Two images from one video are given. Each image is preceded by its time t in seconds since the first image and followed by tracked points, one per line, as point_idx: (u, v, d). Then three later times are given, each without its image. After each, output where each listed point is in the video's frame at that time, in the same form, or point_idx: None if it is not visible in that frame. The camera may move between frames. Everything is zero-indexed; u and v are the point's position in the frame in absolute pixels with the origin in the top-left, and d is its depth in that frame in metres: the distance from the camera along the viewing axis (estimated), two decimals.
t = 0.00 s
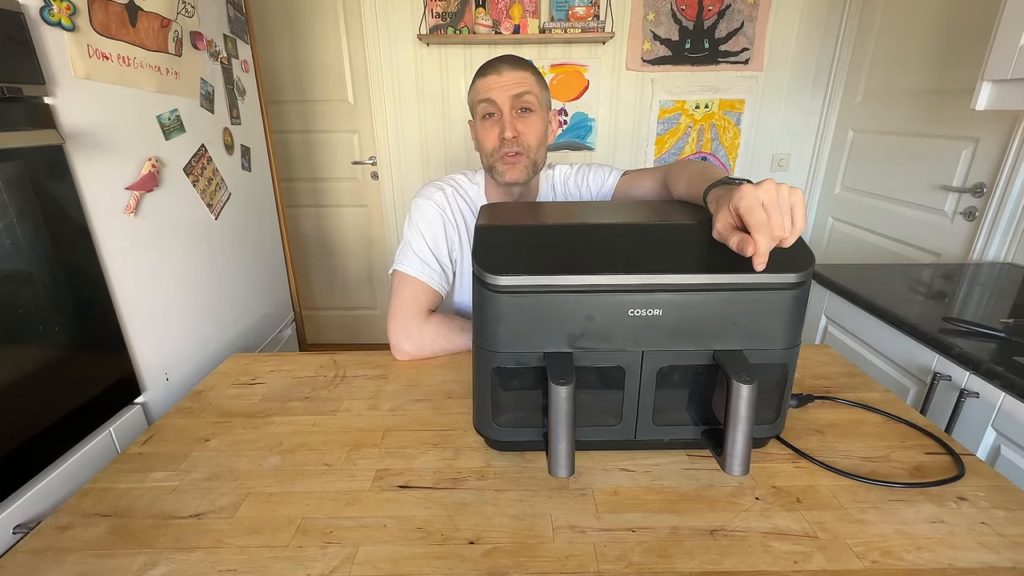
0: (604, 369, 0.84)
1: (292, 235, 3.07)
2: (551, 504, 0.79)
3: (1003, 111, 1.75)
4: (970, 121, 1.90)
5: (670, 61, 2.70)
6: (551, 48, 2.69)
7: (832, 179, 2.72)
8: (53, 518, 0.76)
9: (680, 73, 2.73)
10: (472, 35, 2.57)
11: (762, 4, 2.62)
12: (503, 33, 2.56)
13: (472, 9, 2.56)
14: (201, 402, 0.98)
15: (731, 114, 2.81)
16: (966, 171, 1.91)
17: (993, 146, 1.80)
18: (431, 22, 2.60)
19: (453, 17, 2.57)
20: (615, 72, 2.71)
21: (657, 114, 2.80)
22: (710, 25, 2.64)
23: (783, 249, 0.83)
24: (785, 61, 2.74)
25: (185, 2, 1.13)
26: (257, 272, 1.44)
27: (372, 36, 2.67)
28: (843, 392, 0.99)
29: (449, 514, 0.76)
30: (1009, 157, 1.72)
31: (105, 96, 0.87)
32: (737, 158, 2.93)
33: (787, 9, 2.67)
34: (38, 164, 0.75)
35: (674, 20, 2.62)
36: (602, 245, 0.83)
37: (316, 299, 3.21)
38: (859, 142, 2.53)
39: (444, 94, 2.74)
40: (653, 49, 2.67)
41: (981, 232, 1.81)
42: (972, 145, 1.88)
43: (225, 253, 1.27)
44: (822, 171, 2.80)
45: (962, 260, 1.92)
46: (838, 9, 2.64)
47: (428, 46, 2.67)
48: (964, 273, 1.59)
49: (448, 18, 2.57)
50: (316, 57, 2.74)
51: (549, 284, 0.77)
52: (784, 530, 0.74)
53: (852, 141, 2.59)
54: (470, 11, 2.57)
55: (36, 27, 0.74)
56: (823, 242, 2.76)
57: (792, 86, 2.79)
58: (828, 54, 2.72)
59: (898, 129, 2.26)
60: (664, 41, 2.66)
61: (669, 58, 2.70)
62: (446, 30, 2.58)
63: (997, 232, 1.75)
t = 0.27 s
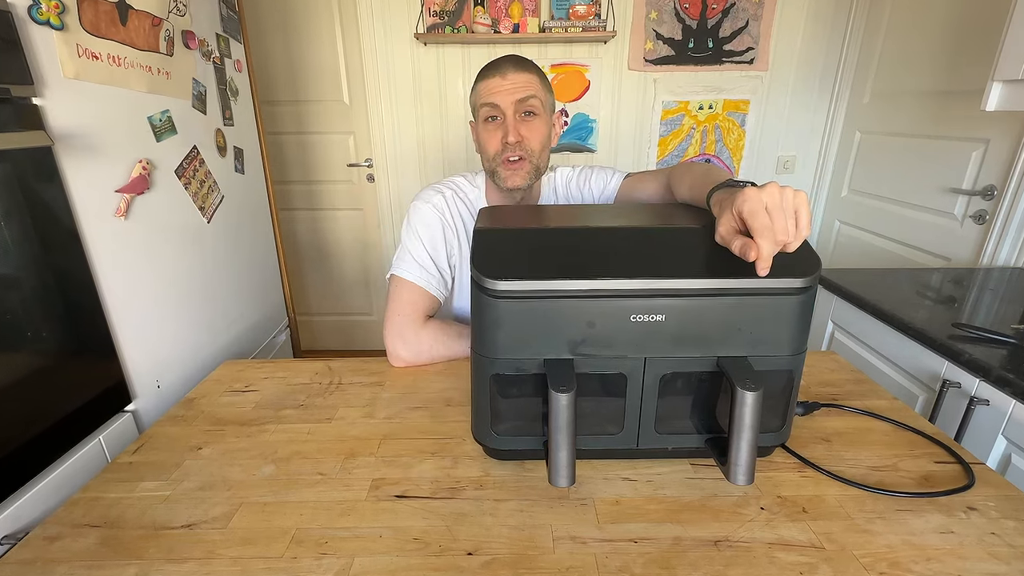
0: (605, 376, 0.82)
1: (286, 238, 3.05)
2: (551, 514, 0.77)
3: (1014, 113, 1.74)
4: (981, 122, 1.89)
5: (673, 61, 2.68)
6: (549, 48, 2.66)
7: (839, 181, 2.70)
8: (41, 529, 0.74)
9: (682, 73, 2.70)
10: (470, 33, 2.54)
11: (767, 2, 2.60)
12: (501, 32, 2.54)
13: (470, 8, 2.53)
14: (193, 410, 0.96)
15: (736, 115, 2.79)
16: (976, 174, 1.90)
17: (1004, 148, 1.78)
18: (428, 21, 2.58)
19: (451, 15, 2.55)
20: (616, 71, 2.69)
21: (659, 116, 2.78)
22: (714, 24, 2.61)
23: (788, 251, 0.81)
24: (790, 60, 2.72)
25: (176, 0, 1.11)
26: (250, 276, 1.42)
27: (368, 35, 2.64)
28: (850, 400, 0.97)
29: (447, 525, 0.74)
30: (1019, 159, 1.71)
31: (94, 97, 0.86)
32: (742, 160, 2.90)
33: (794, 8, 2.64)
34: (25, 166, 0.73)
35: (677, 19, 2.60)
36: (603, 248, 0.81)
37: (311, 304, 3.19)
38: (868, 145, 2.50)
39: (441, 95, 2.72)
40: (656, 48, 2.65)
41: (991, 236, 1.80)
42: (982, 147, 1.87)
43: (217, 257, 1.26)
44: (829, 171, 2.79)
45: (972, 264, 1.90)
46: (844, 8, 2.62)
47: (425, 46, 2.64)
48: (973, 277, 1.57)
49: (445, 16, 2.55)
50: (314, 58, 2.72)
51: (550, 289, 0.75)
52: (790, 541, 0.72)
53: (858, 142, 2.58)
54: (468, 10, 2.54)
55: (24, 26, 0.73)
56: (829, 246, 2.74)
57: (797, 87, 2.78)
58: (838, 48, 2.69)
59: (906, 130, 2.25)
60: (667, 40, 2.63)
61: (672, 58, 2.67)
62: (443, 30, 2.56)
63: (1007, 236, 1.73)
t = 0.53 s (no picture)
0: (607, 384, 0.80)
1: (280, 242, 3.01)
2: (551, 524, 0.75)
3: None
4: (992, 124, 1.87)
5: (675, 61, 2.63)
6: (548, 47, 2.62)
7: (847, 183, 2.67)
8: (29, 539, 0.72)
9: (685, 73, 2.66)
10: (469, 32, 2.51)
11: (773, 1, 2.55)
12: (501, 30, 2.50)
13: (469, 7, 2.49)
14: (185, 418, 0.94)
15: (740, 115, 2.74)
16: (986, 176, 1.88)
17: (1016, 151, 1.76)
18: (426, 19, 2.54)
19: (449, 14, 2.51)
20: (617, 72, 2.65)
21: (662, 117, 2.73)
22: (718, 23, 2.57)
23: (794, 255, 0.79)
24: (795, 61, 2.67)
25: None
26: (242, 281, 1.39)
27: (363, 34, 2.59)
28: (857, 407, 0.95)
29: (445, 535, 0.72)
30: None
31: (84, 97, 0.84)
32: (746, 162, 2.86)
33: (800, 7, 2.60)
34: (13, 168, 0.71)
35: (680, 18, 2.56)
36: (605, 252, 0.80)
37: (305, 310, 3.15)
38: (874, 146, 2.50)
39: (439, 95, 2.68)
40: (658, 48, 2.60)
41: (1002, 240, 1.78)
42: (993, 148, 1.85)
43: (210, 261, 1.24)
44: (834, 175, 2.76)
45: (983, 268, 1.89)
46: (852, 8, 2.58)
47: (423, 45, 2.59)
48: (983, 283, 1.55)
49: (443, 15, 2.51)
50: (310, 58, 2.69)
51: (550, 294, 0.73)
52: (796, 551, 0.70)
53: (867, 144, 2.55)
54: (467, 9, 2.51)
55: (11, 24, 0.72)
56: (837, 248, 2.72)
57: (803, 88, 2.73)
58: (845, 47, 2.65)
59: (917, 132, 2.22)
60: (670, 39, 2.59)
61: (675, 58, 2.63)
62: (441, 29, 2.52)
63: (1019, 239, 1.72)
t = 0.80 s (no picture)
0: (608, 391, 0.78)
1: (274, 244, 2.95)
2: (551, 534, 0.73)
3: None
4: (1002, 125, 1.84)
5: (678, 61, 2.56)
6: (548, 47, 2.55)
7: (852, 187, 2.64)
8: (17, 550, 0.70)
9: (688, 73, 2.59)
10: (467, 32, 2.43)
11: None
12: (500, 29, 2.43)
13: (467, 5, 2.42)
14: (177, 425, 0.92)
15: (744, 117, 2.68)
16: (996, 178, 1.86)
17: None
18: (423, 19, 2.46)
19: (446, 13, 2.44)
20: (619, 72, 2.58)
21: (665, 118, 2.66)
22: (722, 22, 2.51)
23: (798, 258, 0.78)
24: (801, 61, 2.61)
25: None
26: (234, 286, 1.37)
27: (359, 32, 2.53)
28: (864, 415, 0.93)
29: (443, 545, 0.71)
30: None
31: (74, 98, 0.83)
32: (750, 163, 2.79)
33: (806, 7, 2.54)
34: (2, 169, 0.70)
35: (684, 18, 2.49)
36: (607, 255, 0.78)
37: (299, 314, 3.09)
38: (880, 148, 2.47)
39: (438, 96, 2.60)
40: (660, 47, 2.53)
41: (1012, 244, 1.76)
42: (1003, 150, 1.83)
43: (202, 265, 1.22)
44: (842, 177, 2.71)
45: (992, 273, 1.87)
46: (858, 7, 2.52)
47: (420, 44, 2.52)
48: (992, 288, 1.54)
49: (440, 14, 2.44)
50: (304, 58, 2.64)
51: (550, 299, 0.72)
52: (801, 562, 0.68)
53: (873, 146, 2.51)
54: (465, 7, 2.43)
55: None
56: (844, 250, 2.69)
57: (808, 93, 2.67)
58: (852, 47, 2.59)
59: (926, 134, 2.18)
60: (673, 38, 2.53)
61: (678, 58, 2.56)
62: (438, 28, 2.45)
63: None
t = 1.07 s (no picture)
0: (609, 398, 0.76)
1: (268, 247, 2.86)
2: (551, 545, 0.71)
3: None
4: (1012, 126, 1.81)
5: (681, 60, 2.50)
6: (547, 46, 2.49)
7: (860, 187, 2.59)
8: (4, 561, 0.68)
9: (692, 73, 2.53)
10: (465, 32, 2.37)
11: None
12: (499, 28, 2.35)
13: (465, 4, 2.35)
14: (169, 433, 0.90)
15: (748, 118, 2.61)
16: (1006, 182, 1.84)
17: None
18: (421, 18, 2.39)
19: (444, 11, 2.36)
20: (621, 72, 2.52)
21: (667, 119, 2.60)
22: (726, 21, 2.44)
23: (802, 262, 0.76)
24: (806, 61, 2.55)
25: None
26: (225, 291, 1.34)
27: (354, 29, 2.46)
28: (871, 423, 0.91)
29: (440, 556, 0.69)
30: None
31: (63, 98, 0.81)
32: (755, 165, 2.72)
33: (811, 6, 2.48)
34: None
35: (687, 16, 2.43)
36: (607, 257, 0.76)
37: (294, 320, 2.99)
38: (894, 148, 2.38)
39: (435, 95, 2.53)
40: (663, 46, 2.48)
41: None
42: (1013, 152, 1.81)
43: (195, 269, 1.20)
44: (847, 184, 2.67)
45: (1002, 277, 1.85)
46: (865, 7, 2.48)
47: (418, 44, 2.46)
48: (1003, 293, 1.52)
49: (439, 12, 2.37)
50: (298, 58, 2.56)
51: (550, 303, 0.70)
52: (808, 573, 0.66)
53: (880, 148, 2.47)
54: (463, 6, 2.37)
55: None
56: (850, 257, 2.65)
57: (813, 95, 2.62)
58: (858, 47, 2.53)
59: (935, 134, 2.13)
60: (676, 38, 2.47)
61: (681, 57, 2.50)
62: (436, 27, 2.38)
63: None
